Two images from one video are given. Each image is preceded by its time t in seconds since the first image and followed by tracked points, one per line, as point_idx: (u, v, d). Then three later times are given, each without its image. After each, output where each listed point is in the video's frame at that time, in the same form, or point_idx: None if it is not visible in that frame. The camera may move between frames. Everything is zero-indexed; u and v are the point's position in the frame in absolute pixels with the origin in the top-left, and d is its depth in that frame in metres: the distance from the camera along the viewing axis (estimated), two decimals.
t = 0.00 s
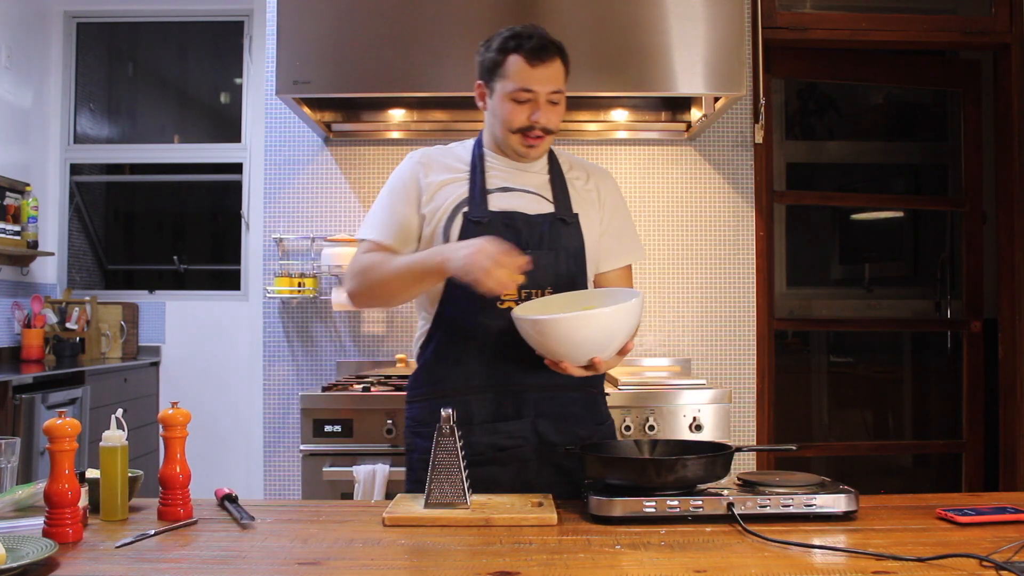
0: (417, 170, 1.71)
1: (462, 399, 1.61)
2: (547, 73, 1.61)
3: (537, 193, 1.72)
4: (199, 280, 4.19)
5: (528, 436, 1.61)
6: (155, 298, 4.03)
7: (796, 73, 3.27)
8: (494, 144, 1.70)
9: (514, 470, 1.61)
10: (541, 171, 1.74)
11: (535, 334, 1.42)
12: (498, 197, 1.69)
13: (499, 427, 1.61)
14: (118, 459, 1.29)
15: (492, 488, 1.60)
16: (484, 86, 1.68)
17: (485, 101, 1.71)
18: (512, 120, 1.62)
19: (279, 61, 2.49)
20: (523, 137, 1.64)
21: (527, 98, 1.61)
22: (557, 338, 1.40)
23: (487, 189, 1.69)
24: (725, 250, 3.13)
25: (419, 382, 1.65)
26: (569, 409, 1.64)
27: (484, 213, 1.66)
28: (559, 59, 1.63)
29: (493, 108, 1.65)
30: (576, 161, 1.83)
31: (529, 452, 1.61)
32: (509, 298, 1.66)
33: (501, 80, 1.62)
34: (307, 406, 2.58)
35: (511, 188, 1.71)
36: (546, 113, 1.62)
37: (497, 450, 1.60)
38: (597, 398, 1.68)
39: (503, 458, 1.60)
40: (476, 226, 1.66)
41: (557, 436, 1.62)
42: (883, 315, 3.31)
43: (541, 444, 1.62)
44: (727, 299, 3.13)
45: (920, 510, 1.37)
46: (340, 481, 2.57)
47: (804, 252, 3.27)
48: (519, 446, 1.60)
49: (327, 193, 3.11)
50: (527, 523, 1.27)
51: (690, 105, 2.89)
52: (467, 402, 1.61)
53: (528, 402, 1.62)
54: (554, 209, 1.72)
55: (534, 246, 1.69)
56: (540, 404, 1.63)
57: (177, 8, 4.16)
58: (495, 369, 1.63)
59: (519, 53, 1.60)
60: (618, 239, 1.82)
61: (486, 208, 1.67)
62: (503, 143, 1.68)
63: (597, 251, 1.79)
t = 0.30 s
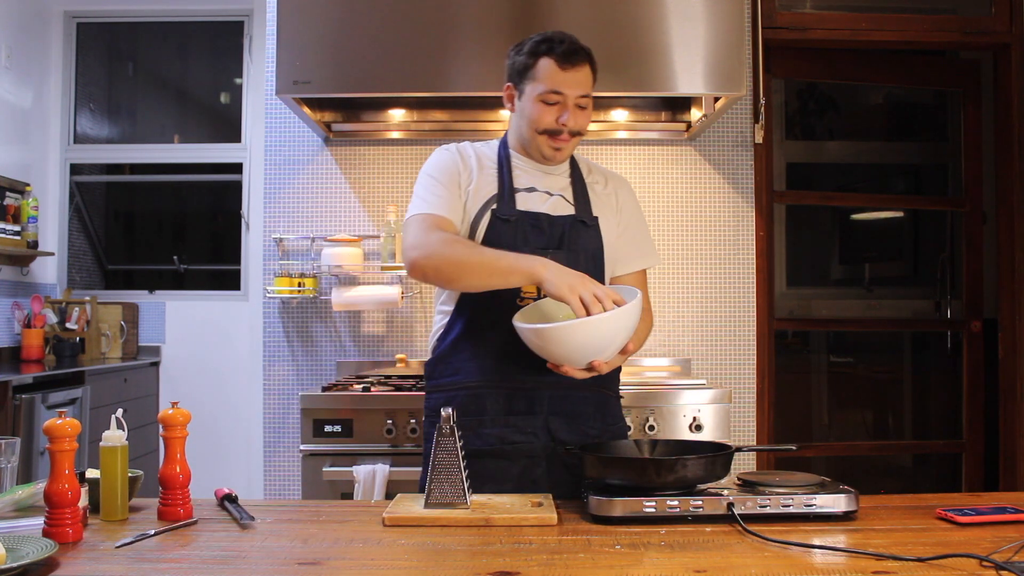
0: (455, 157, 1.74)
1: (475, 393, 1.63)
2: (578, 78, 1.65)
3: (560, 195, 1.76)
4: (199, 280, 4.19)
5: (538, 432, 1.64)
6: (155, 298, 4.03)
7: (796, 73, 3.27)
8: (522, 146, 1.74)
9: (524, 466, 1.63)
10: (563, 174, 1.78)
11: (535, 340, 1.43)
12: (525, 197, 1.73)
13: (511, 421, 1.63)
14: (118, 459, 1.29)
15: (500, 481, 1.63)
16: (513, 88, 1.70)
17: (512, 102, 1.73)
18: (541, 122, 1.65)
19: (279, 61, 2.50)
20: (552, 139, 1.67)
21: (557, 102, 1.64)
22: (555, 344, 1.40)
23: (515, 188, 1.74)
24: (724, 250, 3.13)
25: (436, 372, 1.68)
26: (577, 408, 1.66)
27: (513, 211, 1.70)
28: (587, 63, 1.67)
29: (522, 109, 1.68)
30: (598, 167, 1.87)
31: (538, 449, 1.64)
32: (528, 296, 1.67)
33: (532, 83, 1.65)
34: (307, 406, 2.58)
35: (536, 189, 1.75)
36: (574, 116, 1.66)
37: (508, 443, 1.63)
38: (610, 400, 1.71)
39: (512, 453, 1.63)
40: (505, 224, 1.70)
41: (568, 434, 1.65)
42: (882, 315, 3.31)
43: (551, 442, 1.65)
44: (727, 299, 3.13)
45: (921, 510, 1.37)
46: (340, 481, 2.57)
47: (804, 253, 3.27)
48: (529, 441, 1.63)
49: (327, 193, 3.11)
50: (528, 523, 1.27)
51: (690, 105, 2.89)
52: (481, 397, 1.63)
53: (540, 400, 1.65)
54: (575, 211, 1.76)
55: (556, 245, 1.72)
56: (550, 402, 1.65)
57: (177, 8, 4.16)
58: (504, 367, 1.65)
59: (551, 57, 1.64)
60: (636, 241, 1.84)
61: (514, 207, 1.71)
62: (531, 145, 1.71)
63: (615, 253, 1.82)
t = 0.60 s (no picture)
0: (468, 160, 1.76)
1: (479, 389, 1.65)
2: (580, 69, 1.67)
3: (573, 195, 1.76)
4: (199, 280, 4.19)
5: (541, 429, 1.64)
6: (155, 298, 4.03)
7: (796, 73, 3.27)
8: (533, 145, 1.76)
9: (527, 463, 1.63)
10: (577, 174, 1.78)
11: (535, 344, 1.42)
12: (537, 196, 1.74)
13: (514, 416, 1.64)
14: (118, 460, 1.29)
15: (502, 476, 1.63)
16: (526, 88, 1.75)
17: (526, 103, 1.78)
18: (544, 113, 1.68)
19: (279, 61, 2.49)
20: (554, 131, 1.69)
21: (558, 92, 1.67)
22: (556, 347, 1.39)
23: (527, 187, 1.74)
24: (724, 250, 3.14)
25: (444, 364, 1.70)
26: (578, 407, 1.66)
27: (523, 210, 1.71)
28: (593, 57, 1.69)
29: (530, 106, 1.72)
30: (615, 170, 1.87)
31: (541, 447, 1.63)
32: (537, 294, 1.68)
33: (538, 79, 1.70)
34: (307, 406, 2.58)
35: (549, 189, 1.75)
36: (577, 106, 1.67)
37: (512, 440, 1.63)
38: (616, 399, 1.71)
39: (515, 449, 1.63)
40: (514, 223, 1.70)
41: (571, 432, 1.65)
42: (882, 315, 3.31)
43: (554, 441, 1.64)
44: (727, 298, 3.13)
45: (920, 510, 1.37)
46: (340, 481, 2.57)
47: (804, 253, 3.27)
48: (532, 438, 1.63)
49: (327, 193, 3.11)
50: (528, 523, 1.27)
51: (690, 105, 2.89)
52: (486, 391, 1.65)
53: (544, 397, 1.65)
54: (587, 212, 1.75)
55: (566, 245, 1.72)
56: (553, 401, 1.65)
57: (176, 8, 4.16)
58: (507, 365, 1.65)
59: (555, 52, 1.68)
60: (652, 245, 1.82)
61: (526, 206, 1.71)
62: (538, 140, 1.73)
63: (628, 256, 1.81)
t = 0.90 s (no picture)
0: (462, 172, 1.77)
1: (483, 390, 1.65)
2: (574, 64, 1.69)
3: (575, 194, 1.76)
4: (199, 280, 4.19)
5: (544, 428, 1.63)
6: (155, 298, 4.03)
7: (796, 73, 3.27)
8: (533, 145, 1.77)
9: (531, 463, 1.63)
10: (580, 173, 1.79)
11: (540, 345, 1.43)
12: (538, 196, 1.74)
13: (517, 417, 1.64)
14: (118, 460, 1.29)
15: (506, 476, 1.64)
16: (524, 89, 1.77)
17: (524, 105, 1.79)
18: (540, 109, 1.69)
19: (279, 61, 2.49)
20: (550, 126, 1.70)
21: (552, 87, 1.68)
22: (564, 342, 1.38)
23: (527, 189, 1.74)
24: (724, 250, 3.14)
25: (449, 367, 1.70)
26: (579, 406, 1.66)
27: (522, 211, 1.71)
28: (587, 54, 1.71)
29: (528, 105, 1.73)
30: (620, 168, 1.86)
31: (543, 446, 1.63)
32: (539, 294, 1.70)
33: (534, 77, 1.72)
34: (307, 406, 2.58)
35: (550, 189, 1.75)
36: (572, 100, 1.67)
37: (515, 440, 1.63)
38: (624, 398, 1.70)
39: (519, 449, 1.63)
40: (513, 224, 1.71)
41: (573, 431, 1.65)
42: (882, 315, 3.31)
43: (558, 440, 1.64)
44: (727, 298, 3.13)
45: (921, 511, 1.37)
46: (340, 481, 2.57)
47: (804, 253, 3.27)
48: (534, 438, 1.63)
49: (327, 193, 3.11)
50: (528, 523, 1.27)
51: (690, 105, 2.89)
52: (490, 392, 1.65)
53: (548, 397, 1.64)
54: (589, 211, 1.75)
55: (568, 245, 1.72)
56: (554, 400, 1.65)
57: (176, 7, 4.16)
58: (509, 365, 1.65)
59: (549, 50, 1.70)
60: (659, 243, 1.82)
61: (524, 207, 1.72)
62: (536, 138, 1.73)
63: (635, 256, 1.81)
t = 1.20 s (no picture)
0: (449, 177, 1.77)
1: (483, 390, 1.66)
2: (540, 67, 1.68)
3: (568, 192, 1.76)
4: (199, 280, 4.19)
5: (544, 427, 1.63)
6: (155, 298, 4.03)
7: (796, 73, 3.27)
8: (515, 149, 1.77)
9: (533, 461, 1.63)
10: (571, 170, 1.78)
11: (557, 349, 1.47)
12: (528, 195, 1.74)
13: (518, 416, 1.64)
14: (118, 459, 1.29)
15: (508, 475, 1.63)
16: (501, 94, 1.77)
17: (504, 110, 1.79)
18: (512, 117, 1.70)
19: (279, 61, 2.49)
20: (524, 133, 1.70)
21: (521, 94, 1.68)
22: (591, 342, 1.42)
23: (517, 187, 1.74)
24: (724, 250, 3.14)
25: (447, 370, 1.70)
26: (583, 404, 1.66)
27: (513, 209, 1.71)
28: (554, 53, 1.70)
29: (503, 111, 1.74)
30: (612, 161, 1.85)
31: (544, 444, 1.63)
32: (534, 291, 1.70)
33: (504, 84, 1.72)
34: (307, 406, 2.58)
35: (541, 188, 1.75)
36: (540, 106, 1.68)
37: (516, 439, 1.63)
38: (627, 395, 1.71)
39: (520, 448, 1.63)
40: (504, 221, 1.70)
41: (575, 428, 1.65)
42: (882, 315, 3.31)
43: (560, 438, 1.64)
44: (726, 297, 3.13)
45: (921, 510, 1.37)
46: (340, 481, 2.57)
47: (804, 253, 3.27)
48: (535, 437, 1.63)
49: (327, 193, 3.11)
50: (529, 522, 1.27)
51: (690, 105, 2.89)
52: (490, 391, 1.66)
53: (547, 394, 1.65)
54: (583, 208, 1.75)
55: (562, 241, 1.72)
56: (556, 398, 1.65)
57: (176, 7, 4.16)
58: (511, 364, 1.66)
59: (516, 55, 1.70)
60: (655, 237, 1.82)
61: (515, 204, 1.71)
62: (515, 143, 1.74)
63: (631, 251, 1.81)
